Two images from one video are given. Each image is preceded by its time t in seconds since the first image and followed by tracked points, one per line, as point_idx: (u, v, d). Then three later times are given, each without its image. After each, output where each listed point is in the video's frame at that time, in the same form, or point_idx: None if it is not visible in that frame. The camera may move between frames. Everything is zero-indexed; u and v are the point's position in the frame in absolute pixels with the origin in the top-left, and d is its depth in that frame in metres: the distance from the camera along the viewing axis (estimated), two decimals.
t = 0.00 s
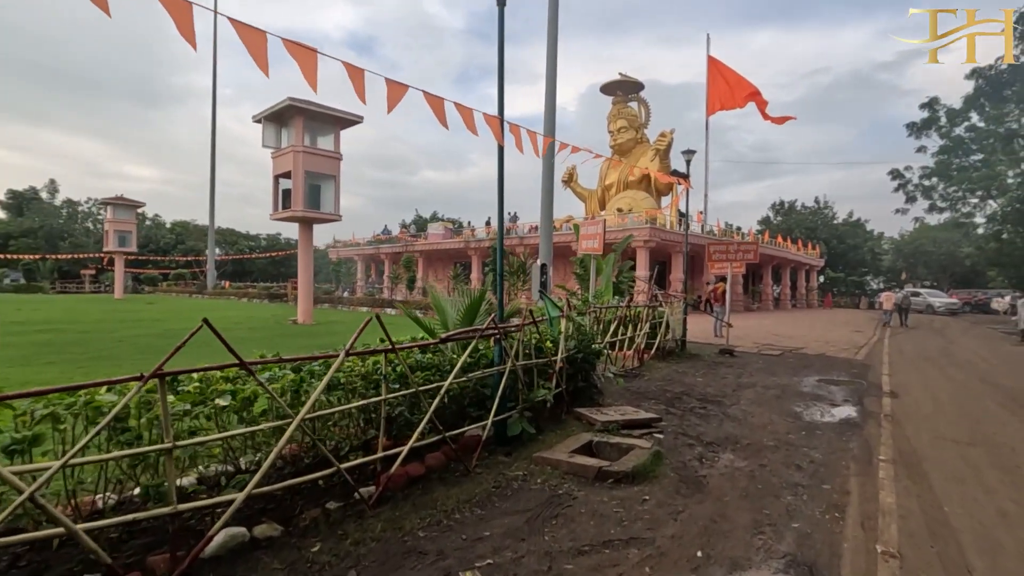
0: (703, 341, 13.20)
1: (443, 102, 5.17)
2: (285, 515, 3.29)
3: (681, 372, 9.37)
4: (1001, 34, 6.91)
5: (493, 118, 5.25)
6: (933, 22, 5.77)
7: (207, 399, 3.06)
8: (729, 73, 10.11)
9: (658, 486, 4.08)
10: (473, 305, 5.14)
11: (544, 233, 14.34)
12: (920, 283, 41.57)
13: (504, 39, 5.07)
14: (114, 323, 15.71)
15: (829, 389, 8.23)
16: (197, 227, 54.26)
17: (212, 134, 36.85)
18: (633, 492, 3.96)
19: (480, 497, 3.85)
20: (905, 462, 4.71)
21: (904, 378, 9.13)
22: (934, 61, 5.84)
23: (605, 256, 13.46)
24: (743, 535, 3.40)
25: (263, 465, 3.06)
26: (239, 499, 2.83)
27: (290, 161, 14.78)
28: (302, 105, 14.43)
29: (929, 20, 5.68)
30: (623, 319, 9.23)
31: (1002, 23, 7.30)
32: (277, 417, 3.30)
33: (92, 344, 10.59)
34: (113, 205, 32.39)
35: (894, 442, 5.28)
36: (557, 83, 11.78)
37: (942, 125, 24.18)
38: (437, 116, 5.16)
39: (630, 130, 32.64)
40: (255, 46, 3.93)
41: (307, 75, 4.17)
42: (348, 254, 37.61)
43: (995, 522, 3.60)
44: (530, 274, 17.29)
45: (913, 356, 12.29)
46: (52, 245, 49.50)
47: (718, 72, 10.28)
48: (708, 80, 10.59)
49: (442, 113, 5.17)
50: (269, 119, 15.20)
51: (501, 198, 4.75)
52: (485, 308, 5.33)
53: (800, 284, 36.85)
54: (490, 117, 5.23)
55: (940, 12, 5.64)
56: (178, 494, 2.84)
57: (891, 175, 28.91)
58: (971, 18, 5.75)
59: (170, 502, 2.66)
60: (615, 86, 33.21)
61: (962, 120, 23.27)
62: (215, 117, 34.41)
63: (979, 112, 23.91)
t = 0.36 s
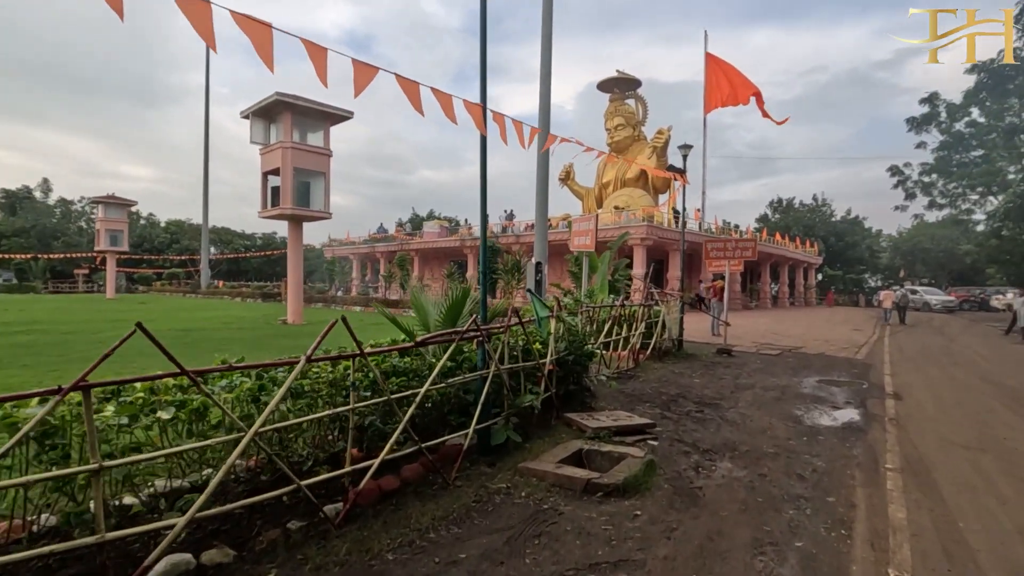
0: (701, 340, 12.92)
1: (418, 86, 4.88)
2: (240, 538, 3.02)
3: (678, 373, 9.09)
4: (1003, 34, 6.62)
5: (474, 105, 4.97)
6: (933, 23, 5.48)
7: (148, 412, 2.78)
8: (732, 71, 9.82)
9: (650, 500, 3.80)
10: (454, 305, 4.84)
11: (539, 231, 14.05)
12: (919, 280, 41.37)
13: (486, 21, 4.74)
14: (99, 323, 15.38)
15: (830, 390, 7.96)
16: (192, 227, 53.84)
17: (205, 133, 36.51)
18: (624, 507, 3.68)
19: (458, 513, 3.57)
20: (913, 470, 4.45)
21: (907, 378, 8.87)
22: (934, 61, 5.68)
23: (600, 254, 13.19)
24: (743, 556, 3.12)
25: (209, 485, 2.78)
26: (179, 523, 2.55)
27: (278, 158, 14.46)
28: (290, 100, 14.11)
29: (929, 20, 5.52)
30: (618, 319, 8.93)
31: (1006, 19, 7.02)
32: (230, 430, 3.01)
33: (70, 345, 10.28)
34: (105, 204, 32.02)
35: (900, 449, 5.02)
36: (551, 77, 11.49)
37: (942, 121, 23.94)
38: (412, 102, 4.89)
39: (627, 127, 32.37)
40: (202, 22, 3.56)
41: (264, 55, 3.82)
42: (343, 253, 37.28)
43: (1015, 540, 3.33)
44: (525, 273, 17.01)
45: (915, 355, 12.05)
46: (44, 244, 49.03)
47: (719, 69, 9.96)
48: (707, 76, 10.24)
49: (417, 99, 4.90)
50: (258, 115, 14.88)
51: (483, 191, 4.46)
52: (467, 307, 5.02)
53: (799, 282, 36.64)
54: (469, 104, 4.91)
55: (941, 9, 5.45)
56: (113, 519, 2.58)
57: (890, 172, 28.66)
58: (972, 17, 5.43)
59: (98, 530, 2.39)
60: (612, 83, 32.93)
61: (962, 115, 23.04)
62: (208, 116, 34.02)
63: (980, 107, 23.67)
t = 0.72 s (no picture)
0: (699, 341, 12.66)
1: (386, 73, 4.54)
2: (184, 560, 2.79)
3: (674, 375, 8.83)
4: (1004, 36, 6.38)
5: (450, 94, 4.67)
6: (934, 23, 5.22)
7: (75, 426, 2.55)
8: (740, 72, 9.49)
9: (635, 516, 3.55)
10: (432, 305, 4.56)
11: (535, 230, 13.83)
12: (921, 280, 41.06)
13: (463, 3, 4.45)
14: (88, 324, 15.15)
15: (830, 394, 7.70)
16: (191, 226, 53.64)
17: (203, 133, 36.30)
18: (606, 523, 3.43)
19: (427, 530, 3.32)
20: (916, 482, 4.20)
21: (910, 381, 8.60)
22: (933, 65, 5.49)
23: (597, 252, 12.93)
24: None
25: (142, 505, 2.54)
26: (102, 550, 2.30)
27: (269, 156, 14.20)
28: (281, 97, 13.83)
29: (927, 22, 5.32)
30: (611, 319, 8.67)
31: (1009, 16, 6.77)
32: (171, 444, 2.77)
33: (52, 347, 10.04)
34: (101, 203, 31.81)
35: (903, 457, 4.76)
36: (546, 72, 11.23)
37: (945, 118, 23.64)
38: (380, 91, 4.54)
39: (626, 126, 32.11)
40: None
41: (208, 39, 3.36)
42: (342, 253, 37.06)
43: None
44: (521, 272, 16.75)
45: (917, 356, 11.78)
46: (43, 244, 48.84)
47: (725, 69, 9.63)
48: (712, 74, 9.84)
49: (386, 88, 4.56)
50: (249, 112, 14.61)
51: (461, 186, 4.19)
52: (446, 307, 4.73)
53: (800, 282, 36.35)
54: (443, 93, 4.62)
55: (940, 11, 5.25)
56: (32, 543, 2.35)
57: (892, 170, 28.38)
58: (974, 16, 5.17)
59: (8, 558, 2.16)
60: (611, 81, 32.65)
61: (965, 112, 22.73)
62: (205, 115, 33.83)
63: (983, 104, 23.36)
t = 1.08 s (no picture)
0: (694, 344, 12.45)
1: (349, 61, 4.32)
2: None
3: (665, 379, 8.63)
4: (1004, 35, 6.20)
5: (418, 84, 4.46)
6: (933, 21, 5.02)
7: None
8: (748, 78, 9.31)
9: (608, 529, 3.36)
10: (404, 305, 4.40)
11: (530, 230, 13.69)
12: (922, 283, 40.77)
13: None
14: (78, 323, 14.95)
15: (824, 399, 7.49)
16: (191, 226, 53.56)
17: (201, 132, 36.14)
18: (577, 538, 3.24)
19: (386, 544, 3.13)
20: (908, 493, 4.00)
21: (907, 386, 8.40)
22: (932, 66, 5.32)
23: (592, 253, 12.75)
24: None
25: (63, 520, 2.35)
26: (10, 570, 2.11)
27: (260, 154, 14.03)
28: (272, 94, 13.67)
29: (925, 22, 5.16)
30: (600, 322, 8.45)
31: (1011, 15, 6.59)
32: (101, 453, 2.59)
33: (34, 346, 9.86)
34: (98, 202, 31.68)
35: (896, 467, 4.57)
36: (540, 70, 11.06)
37: (947, 119, 23.41)
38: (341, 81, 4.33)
39: (627, 127, 31.92)
40: None
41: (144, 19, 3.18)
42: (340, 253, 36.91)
43: None
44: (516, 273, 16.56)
45: (916, 360, 11.56)
46: (42, 242, 48.77)
47: (732, 74, 9.43)
48: (718, 81, 9.58)
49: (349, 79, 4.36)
50: (241, 110, 14.45)
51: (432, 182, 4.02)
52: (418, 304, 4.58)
53: (800, 284, 36.09)
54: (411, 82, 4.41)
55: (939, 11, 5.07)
56: None
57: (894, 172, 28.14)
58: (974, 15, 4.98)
59: None
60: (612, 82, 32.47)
61: (968, 113, 22.50)
62: (203, 115, 33.68)
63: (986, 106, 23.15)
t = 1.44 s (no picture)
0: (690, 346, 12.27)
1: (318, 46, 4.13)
2: None
3: (658, 381, 8.45)
4: (1005, 33, 6.04)
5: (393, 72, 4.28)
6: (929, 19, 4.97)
7: None
8: (756, 82, 9.19)
9: (586, 541, 3.19)
10: (381, 302, 4.23)
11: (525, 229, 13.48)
12: (922, 285, 40.57)
13: None
14: (68, 320, 14.80)
15: (819, 403, 7.32)
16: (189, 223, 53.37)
17: (198, 129, 35.96)
18: (551, 551, 3.07)
19: (350, 556, 2.96)
20: (903, 504, 3.84)
21: (906, 390, 8.22)
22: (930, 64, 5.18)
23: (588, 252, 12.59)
24: None
25: None
26: None
27: (252, 150, 13.86)
28: (264, 90, 13.52)
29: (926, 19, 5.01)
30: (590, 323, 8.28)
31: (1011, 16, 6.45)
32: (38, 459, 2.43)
33: (16, 344, 9.69)
34: (93, 198, 31.50)
35: (891, 476, 4.40)
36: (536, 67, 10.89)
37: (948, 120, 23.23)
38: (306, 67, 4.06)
39: (627, 127, 31.75)
40: None
41: None
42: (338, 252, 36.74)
43: None
44: (511, 272, 16.39)
45: (914, 363, 11.38)
46: (40, 239, 48.58)
47: (740, 79, 9.31)
48: (727, 89, 9.37)
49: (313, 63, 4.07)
50: (233, 105, 14.27)
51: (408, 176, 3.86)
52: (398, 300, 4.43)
53: (800, 286, 35.91)
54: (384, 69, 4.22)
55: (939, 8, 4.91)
56: None
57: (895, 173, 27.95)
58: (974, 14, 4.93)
59: None
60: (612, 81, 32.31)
61: (970, 114, 22.32)
62: (201, 112, 33.50)
63: (988, 107, 22.96)
